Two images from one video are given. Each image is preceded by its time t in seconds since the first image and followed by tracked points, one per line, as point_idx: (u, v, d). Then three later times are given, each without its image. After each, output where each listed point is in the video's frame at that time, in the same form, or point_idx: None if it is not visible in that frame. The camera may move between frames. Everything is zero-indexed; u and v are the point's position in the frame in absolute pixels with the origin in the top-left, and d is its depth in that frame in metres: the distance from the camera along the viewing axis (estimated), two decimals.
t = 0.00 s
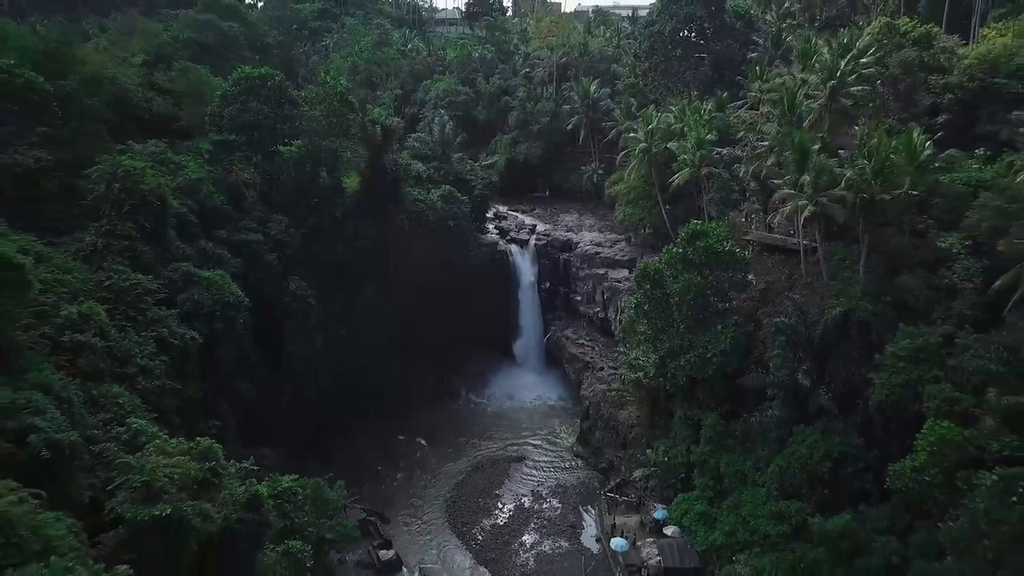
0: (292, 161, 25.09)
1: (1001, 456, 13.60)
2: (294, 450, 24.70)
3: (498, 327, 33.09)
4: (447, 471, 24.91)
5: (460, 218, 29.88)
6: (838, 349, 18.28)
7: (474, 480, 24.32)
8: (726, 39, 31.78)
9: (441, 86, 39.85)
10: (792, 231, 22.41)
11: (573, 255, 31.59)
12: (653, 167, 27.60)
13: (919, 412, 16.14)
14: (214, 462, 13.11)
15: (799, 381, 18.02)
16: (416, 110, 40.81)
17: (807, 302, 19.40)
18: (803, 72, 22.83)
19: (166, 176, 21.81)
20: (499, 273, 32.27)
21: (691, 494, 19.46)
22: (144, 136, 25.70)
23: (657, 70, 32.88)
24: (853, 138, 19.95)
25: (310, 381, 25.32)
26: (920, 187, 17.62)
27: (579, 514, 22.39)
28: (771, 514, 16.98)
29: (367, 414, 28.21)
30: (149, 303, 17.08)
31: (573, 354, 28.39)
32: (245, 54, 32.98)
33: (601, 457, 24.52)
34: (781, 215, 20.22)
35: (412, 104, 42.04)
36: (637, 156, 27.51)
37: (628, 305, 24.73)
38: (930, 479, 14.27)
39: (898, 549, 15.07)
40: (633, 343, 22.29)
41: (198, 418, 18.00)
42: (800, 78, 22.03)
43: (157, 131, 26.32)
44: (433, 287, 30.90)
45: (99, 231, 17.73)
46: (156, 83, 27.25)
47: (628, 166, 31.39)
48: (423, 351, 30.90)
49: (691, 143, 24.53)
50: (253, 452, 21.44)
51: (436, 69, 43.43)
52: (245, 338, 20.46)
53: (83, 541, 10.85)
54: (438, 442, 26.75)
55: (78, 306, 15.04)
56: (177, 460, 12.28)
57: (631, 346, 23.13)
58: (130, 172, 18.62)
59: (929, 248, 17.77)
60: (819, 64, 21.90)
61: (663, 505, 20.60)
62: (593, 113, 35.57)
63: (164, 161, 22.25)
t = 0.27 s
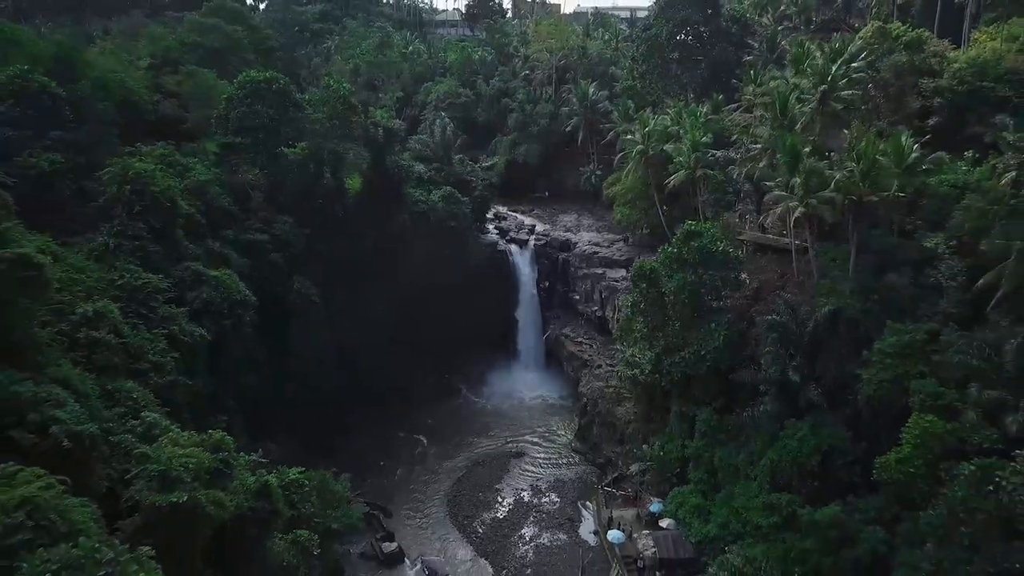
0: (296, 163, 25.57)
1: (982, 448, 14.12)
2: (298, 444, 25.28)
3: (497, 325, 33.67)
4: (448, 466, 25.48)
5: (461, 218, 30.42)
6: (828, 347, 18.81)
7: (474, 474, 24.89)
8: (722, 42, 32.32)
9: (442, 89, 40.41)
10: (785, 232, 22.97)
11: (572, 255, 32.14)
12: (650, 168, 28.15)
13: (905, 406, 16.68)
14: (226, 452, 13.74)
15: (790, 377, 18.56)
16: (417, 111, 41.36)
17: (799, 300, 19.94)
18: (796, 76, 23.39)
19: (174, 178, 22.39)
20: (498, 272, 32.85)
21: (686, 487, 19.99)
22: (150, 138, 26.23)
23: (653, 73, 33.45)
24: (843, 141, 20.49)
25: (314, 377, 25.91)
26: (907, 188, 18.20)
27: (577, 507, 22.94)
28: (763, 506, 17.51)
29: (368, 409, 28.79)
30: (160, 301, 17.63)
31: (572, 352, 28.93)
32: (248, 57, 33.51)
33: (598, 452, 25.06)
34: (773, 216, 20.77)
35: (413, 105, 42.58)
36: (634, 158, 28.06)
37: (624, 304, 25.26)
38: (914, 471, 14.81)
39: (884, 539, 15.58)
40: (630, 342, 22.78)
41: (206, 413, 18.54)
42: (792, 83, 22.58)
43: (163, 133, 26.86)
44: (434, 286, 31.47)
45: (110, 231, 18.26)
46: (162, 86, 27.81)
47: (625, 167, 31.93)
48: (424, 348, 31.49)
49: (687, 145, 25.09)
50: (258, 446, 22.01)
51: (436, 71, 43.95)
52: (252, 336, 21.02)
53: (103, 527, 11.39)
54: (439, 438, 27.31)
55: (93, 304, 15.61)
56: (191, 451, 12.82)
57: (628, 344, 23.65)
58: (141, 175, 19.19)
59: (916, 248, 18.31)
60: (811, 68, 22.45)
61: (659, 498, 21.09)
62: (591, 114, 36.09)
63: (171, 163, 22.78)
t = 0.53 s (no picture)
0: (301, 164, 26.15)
1: (961, 440, 14.77)
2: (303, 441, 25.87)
3: (498, 325, 34.31)
4: (450, 461, 26.11)
5: (463, 219, 31.04)
6: (818, 344, 19.45)
7: (475, 469, 25.52)
8: (717, 46, 32.96)
9: (442, 91, 41.02)
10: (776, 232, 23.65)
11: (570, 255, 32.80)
12: (646, 170, 28.77)
13: (890, 401, 17.32)
14: (238, 444, 14.41)
15: (780, 373, 19.20)
16: (418, 113, 41.98)
17: (789, 299, 20.58)
18: (788, 81, 24.01)
19: (183, 180, 23.02)
20: (498, 273, 33.51)
21: (680, 480, 20.58)
22: (158, 140, 26.88)
23: (650, 76, 34.08)
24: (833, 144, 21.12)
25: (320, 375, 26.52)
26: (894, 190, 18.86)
27: (575, 500, 23.58)
28: (753, 497, 18.13)
29: (372, 407, 29.39)
30: (172, 300, 18.27)
31: (570, 350, 29.58)
32: (253, 61, 34.13)
33: (596, 447, 25.70)
34: (765, 217, 21.41)
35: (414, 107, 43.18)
36: (631, 160, 28.69)
37: (621, 303, 25.89)
38: (897, 462, 15.45)
39: (870, 528, 16.20)
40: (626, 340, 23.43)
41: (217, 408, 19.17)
42: (784, 87, 23.21)
43: (170, 136, 27.49)
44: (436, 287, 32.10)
45: (123, 232, 18.88)
46: (169, 90, 28.43)
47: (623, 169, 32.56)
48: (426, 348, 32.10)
49: (682, 147, 25.72)
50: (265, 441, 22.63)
51: (437, 73, 44.54)
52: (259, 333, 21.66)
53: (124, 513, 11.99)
54: (441, 435, 27.93)
55: (109, 302, 16.28)
56: (205, 442, 13.45)
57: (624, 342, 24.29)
58: (152, 178, 19.85)
59: (902, 248, 18.94)
60: (802, 73, 23.08)
61: (654, 491, 21.69)
62: (589, 117, 36.71)
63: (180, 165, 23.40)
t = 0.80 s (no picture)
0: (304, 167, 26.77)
1: (942, 433, 15.41)
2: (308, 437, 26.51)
3: (497, 324, 34.98)
4: (451, 456, 26.76)
5: (464, 221, 31.70)
6: (807, 342, 20.08)
7: (475, 464, 26.18)
8: (713, 50, 33.61)
9: (443, 94, 41.65)
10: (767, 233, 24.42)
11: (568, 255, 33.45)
12: (643, 172, 29.42)
13: (876, 396, 17.95)
14: (249, 436, 15.09)
15: (771, 370, 19.84)
16: (419, 115, 42.63)
17: (780, 298, 21.23)
18: (780, 85, 24.65)
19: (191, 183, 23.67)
20: (498, 273, 34.18)
21: (675, 474, 21.20)
22: (165, 144, 27.49)
23: (647, 80, 34.74)
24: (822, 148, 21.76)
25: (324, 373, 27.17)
26: (881, 193, 19.29)
27: (573, 494, 24.24)
28: (745, 489, 18.76)
29: (375, 405, 30.04)
30: (183, 299, 18.91)
31: (568, 348, 30.22)
32: (257, 64, 34.78)
33: (593, 443, 26.34)
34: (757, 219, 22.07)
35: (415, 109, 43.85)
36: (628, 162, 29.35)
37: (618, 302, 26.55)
38: (882, 454, 16.08)
39: (856, 519, 16.82)
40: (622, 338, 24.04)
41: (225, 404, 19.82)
42: (776, 92, 23.85)
43: (177, 139, 28.13)
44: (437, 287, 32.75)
45: (135, 234, 19.54)
46: (176, 94, 29.08)
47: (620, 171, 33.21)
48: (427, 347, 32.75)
49: (677, 150, 26.38)
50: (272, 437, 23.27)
51: (437, 75, 45.19)
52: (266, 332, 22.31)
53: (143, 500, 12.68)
54: (443, 431, 28.58)
55: (123, 301, 16.92)
56: (218, 434, 14.11)
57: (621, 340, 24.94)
58: (162, 181, 20.46)
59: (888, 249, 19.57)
60: (793, 79, 23.75)
61: (650, 485, 22.28)
62: (587, 119, 37.34)
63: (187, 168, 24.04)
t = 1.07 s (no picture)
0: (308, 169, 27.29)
1: (927, 427, 15.95)
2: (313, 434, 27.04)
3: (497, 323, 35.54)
4: (452, 452, 27.30)
5: (465, 221, 32.25)
6: (799, 340, 20.62)
7: (476, 460, 26.74)
8: (709, 54, 34.15)
9: (444, 96, 42.24)
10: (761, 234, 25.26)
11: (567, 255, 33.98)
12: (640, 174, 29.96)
13: (865, 392, 18.49)
14: (258, 431, 15.61)
15: (763, 367, 20.39)
16: (420, 117, 43.23)
17: (773, 297, 21.78)
18: (773, 89, 25.19)
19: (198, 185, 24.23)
20: (498, 273, 34.75)
21: (671, 468, 21.73)
22: (172, 146, 28.06)
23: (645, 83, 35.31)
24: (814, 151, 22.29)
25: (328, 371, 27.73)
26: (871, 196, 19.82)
27: (571, 489, 24.80)
28: (737, 483, 19.31)
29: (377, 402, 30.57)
30: (191, 298, 19.44)
31: (567, 346, 30.76)
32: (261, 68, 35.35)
33: (591, 439, 26.89)
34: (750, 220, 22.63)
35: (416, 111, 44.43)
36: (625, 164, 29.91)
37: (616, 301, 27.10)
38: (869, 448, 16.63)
39: (845, 511, 17.36)
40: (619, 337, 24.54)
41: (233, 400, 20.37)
42: (769, 96, 24.40)
43: (184, 141, 28.72)
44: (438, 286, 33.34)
45: (144, 235, 20.08)
46: (182, 97, 29.65)
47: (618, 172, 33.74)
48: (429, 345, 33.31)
49: (673, 153, 26.95)
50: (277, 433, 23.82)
51: (438, 77, 45.75)
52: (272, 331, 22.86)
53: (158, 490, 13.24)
54: (445, 428, 29.14)
55: (135, 300, 17.46)
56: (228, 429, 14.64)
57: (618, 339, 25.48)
58: (170, 183, 21.01)
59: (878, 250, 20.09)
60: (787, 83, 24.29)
61: (646, 480, 22.82)
62: (585, 121, 37.89)
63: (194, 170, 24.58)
